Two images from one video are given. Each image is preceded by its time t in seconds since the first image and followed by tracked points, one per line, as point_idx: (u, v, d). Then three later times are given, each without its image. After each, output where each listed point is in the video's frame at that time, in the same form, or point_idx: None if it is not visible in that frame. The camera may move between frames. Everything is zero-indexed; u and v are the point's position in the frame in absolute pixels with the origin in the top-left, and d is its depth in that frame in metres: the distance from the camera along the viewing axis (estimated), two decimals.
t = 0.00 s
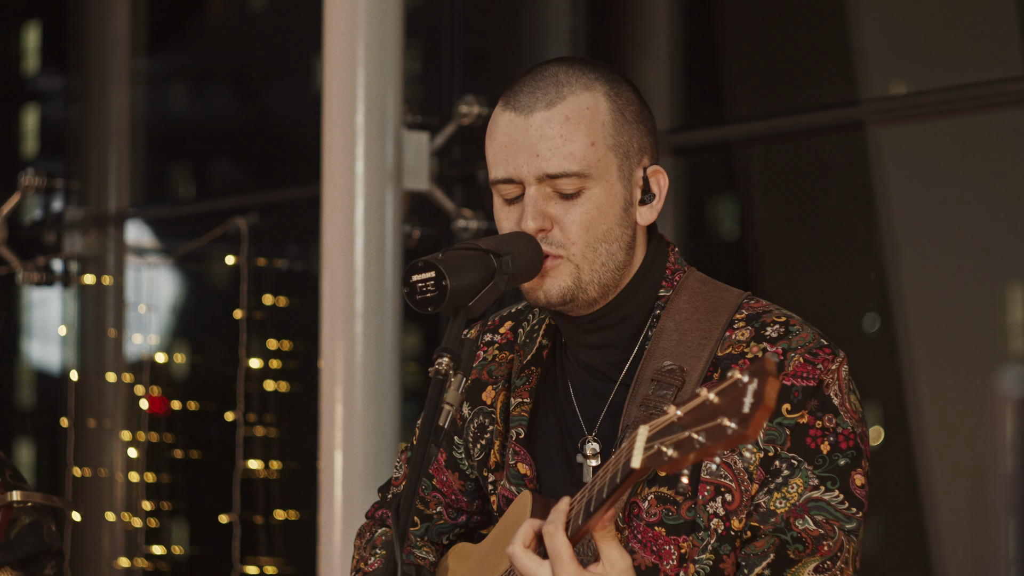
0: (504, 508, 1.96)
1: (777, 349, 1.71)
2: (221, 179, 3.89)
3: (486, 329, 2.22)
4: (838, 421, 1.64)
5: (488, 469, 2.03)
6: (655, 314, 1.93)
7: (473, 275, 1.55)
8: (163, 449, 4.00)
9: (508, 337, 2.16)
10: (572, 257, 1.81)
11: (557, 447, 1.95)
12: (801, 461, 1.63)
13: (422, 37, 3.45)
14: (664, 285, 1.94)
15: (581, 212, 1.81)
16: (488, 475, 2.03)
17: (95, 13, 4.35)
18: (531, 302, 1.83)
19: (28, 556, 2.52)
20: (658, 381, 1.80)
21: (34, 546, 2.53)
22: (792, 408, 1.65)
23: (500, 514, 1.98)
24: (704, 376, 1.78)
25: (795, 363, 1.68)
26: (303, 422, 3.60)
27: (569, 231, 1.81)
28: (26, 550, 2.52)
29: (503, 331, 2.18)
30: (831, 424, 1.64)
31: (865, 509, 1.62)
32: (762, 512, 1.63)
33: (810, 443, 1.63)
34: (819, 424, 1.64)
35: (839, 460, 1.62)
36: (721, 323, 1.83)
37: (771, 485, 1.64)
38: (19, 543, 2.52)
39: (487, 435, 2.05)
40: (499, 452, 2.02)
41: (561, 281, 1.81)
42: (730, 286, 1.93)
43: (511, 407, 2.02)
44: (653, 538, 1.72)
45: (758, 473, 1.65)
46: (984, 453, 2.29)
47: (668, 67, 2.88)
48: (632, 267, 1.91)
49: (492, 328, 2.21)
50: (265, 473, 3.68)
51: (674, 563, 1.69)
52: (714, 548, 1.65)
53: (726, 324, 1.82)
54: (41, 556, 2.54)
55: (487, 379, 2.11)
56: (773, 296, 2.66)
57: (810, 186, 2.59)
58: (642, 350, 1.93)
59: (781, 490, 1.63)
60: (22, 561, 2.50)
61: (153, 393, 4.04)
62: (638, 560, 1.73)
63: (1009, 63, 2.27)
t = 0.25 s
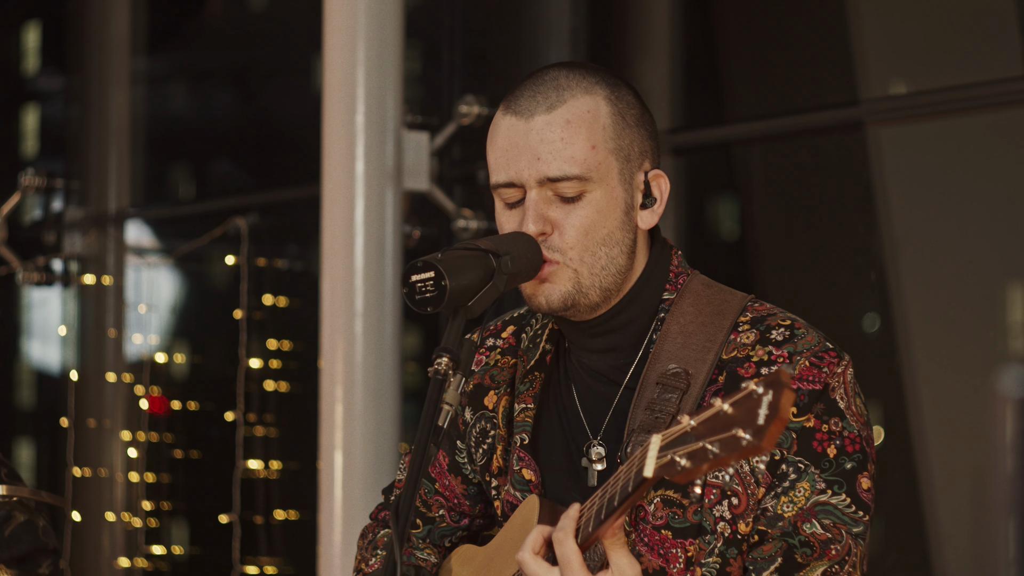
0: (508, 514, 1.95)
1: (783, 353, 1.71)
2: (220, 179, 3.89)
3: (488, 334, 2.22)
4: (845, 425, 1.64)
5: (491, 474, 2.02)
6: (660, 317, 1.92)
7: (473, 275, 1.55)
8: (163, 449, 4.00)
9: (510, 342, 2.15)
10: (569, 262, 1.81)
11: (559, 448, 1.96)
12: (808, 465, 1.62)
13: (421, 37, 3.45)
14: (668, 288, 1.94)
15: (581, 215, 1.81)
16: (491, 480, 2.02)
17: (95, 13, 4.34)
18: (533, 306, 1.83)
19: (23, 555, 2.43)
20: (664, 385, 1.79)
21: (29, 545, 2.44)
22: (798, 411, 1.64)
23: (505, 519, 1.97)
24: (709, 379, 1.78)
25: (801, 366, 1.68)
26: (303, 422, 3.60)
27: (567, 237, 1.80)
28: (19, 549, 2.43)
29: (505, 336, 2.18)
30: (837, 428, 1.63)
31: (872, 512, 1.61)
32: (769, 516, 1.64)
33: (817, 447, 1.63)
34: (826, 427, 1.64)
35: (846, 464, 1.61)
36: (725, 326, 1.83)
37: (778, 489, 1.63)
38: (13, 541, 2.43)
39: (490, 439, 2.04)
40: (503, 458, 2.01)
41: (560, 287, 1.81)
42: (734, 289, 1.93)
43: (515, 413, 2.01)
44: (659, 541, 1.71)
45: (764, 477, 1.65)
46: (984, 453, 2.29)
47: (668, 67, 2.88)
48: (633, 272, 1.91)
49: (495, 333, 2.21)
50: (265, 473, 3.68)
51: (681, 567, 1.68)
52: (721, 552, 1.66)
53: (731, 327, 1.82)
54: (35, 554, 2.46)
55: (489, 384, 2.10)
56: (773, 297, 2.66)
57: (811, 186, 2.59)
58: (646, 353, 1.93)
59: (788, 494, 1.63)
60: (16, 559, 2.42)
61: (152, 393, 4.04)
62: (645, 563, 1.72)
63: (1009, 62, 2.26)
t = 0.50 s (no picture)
0: (512, 510, 1.95)
1: (780, 350, 1.71)
2: (220, 179, 3.89)
3: (490, 331, 2.21)
4: (843, 421, 1.64)
5: (493, 471, 2.02)
6: (658, 314, 1.92)
7: (473, 275, 1.55)
8: (163, 449, 4.00)
9: (512, 339, 2.15)
10: (572, 257, 1.81)
11: (559, 447, 1.96)
12: (807, 461, 1.62)
13: (422, 37, 3.45)
14: (666, 287, 1.94)
15: (580, 212, 1.81)
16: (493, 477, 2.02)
17: (95, 13, 4.35)
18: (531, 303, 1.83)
19: (17, 554, 2.26)
20: (663, 383, 1.79)
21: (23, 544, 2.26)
22: (796, 408, 1.65)
23: (508, 517, 1.97)
24: (708, 378, 1.78)
25: (799, 363, 1.68)
26: (303, 422, 3.60)
27: (570, 231, 1.81)
28: (12, 548, 2.26)
29: (506, 333, 2.17)
30: (836, 424, 1.64)
31: (872, 508, 1.62)
32: (769, 514, 1.63)
33: (816, 444, 1.63)
34: (824, 424, 1.64)
35: (845, 460, 1.62)
36: (724, 323, 1.83)
37: (777, 487, 1.63)
38: (4, 541, 2.26)
39: (492, 437, 2.05)
40: (505, 455, 2.02)
41: (561, 283, 1.81)
42: (733, 285, 1.93)
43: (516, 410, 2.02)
44: (660, 540, 1.72)
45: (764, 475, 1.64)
46: (984, 453, 2.29)
47: (668, 67, 2.88)
48: (633, 268, 1.91)
49: (496, 330, 2.20)
50: (265, 473, 3.67)
51: (681, 566, 1.69)
52: (720, 550, 1.66)
53: (730, 325, 1.82)
54: (29, 554, 2.28)
55: (491, 381, 2.10)
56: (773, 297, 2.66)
57: (811, 186, 2.59)
58: (646, 351, 1.93)
59: (787, 491, 1.62)
60: (10, 559, 2.25)
61: (153, 393, 4.04)
62: (645, 562, 1.73)
63: (1009, 63, 2.27)
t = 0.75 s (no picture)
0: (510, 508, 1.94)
1: (783, 346, 1.71)
2: (220, 179, 3.89)
3: (492, 331, 2.21)
4: (846, 416, 1.64)
5: (495, 469, 2.03)
6: (661, 311, 1.92)
7: (473, 275, 1.55)
8: (163, 449, 4.00)
9: (514, 338, 2.15)
10: (579, 254, 1.81)
11: (558, 446, 1.95)
12: (809, 457, 1.63)
13: (422, 37, 3.45)
14: (669, 284, 1.94)
15: (585, 209, 1.81)
16: (495, 475, 2.02)
17: (95, 13, 4.35)
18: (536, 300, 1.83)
19: (16, 557, 2.25)
20: (665, 380, 1.79)
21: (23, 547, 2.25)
22: (799, 404, 1.65)
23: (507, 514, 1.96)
24: (709, 375, 1.78)
25: (802, 359, 1.68)
26: (303, 422, 3.60)
27: (575, 228, 1.81)
28: (11, 550, 2.24)
29: (509, 333, 2.17)
30: (838, 420, 1.64)
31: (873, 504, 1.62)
32: (771, 509, 1.63)
33: (818, 440, 1.63)
34: (826, 419, 1.64)
35: (848, 455, 1.62)
36: (726, 321, 1.83)
37: (779, 482, 1.63)
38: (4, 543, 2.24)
39: (494, 435, 2.04)
40: (506, 453, 2.03)
41: (567, 279, 1.82)
42: (736, 284, 1.93)
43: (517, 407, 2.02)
44: (660, 536, 1.71)
45: (766, 470, 1.64)
46: (984, 452, 2.29)
47: (668, 67, 2.88)
48: (636, 264, 1.91)
49: (499, 329, 2.20)
50: (265, 473, 3.67)
51: (682, 561, 1.67)
52: (722, 546, 1.66)
53: (732, 322, 1.82)
54: (28, 556, 2.27)
55: (493, 380, 2.10)
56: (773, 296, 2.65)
57: (811, 186, 2.59)
58: (648, 348, 1.92)
59: (789, 487, 1.63)
60: (10, 561, 2.24)
61: (153, 393, 4.04)
62: (645, 558, 1.71)
63: (1009, 63, 2.27)
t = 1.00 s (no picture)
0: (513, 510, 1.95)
1: (791, 350, 1.71)
2: (220, 179, 3.89)
3: (496, 331, 2.21)
4: (853, 422, 1.64)
5: (497, 470, 2.03)
6: (666, 316, 1.92)
7: (473, 276, 1.55)
8: (163, 449, 4.00)
9: (519, 339, 2.15)
10: (590, 261, 1.82)
11: (558, 447, 1.95)
12: (816, 462, 1.63)
13: (422, 37, 3.45)
14: (675, 288, 1.94)
15: (595, 213, 1.81)
16: (497, 476, 2.03)
17: (95, 13, 4.35)
18: (545, 303, 1.84)
19: (16, 557, 2.27)
20: (669, 383, 1.80)
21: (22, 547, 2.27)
22: (806, 409, 1.65)
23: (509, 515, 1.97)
24: (715, 378, 1.78)
25: (809, 364, 1.68)
26: (303, 422, 3.60)
27: (585, 233, 1.81)
28: (11, 551, 2.26)
29: (514, 333, 2.17)
30: (845, 425, 1.64)
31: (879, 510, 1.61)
32: (777, 514, 1.63)
33: (825, 445, 1.63)
34: (833, 425, 1.64)
35: (854, 461, 1.61)
36: (732, 324, 1.83)
37: (785, 487, 1.63)
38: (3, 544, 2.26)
39: (497, 436, 2.05)
40: (510, 454, 2.02)
41: (581, 289, 1.82)
42: (742, 287, 1.93)
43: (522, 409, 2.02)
44: (663, 539, 1.72)
45: (773, 476, 1.65)
46: (984, 453, 2.29)
47: (667, 67, 2.88)
48: (645, 266, 1.91)
49: (503, 330, 2.20)
50: (265, 473, 3.67)
51: (684, 564, 1.69)
52: (727, 550, 1.66)
53: (738, 325, 1.82)
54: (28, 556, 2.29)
55: (497, 381, 2.10)
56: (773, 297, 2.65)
57: (811, 186, 2.59)
58: (653, 351, 1.92)
59: (795, 492, 1.62)
60: (10, 561, 2.26)
61: (152, 393, 4.04)
62: (649, 561, 1.73)
63: (1009, 63, 2.27)
